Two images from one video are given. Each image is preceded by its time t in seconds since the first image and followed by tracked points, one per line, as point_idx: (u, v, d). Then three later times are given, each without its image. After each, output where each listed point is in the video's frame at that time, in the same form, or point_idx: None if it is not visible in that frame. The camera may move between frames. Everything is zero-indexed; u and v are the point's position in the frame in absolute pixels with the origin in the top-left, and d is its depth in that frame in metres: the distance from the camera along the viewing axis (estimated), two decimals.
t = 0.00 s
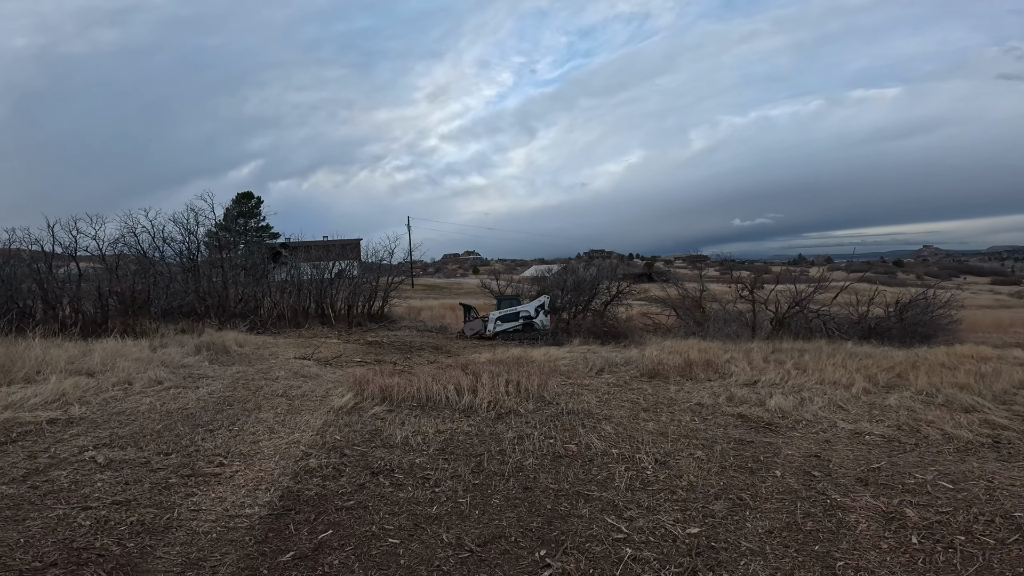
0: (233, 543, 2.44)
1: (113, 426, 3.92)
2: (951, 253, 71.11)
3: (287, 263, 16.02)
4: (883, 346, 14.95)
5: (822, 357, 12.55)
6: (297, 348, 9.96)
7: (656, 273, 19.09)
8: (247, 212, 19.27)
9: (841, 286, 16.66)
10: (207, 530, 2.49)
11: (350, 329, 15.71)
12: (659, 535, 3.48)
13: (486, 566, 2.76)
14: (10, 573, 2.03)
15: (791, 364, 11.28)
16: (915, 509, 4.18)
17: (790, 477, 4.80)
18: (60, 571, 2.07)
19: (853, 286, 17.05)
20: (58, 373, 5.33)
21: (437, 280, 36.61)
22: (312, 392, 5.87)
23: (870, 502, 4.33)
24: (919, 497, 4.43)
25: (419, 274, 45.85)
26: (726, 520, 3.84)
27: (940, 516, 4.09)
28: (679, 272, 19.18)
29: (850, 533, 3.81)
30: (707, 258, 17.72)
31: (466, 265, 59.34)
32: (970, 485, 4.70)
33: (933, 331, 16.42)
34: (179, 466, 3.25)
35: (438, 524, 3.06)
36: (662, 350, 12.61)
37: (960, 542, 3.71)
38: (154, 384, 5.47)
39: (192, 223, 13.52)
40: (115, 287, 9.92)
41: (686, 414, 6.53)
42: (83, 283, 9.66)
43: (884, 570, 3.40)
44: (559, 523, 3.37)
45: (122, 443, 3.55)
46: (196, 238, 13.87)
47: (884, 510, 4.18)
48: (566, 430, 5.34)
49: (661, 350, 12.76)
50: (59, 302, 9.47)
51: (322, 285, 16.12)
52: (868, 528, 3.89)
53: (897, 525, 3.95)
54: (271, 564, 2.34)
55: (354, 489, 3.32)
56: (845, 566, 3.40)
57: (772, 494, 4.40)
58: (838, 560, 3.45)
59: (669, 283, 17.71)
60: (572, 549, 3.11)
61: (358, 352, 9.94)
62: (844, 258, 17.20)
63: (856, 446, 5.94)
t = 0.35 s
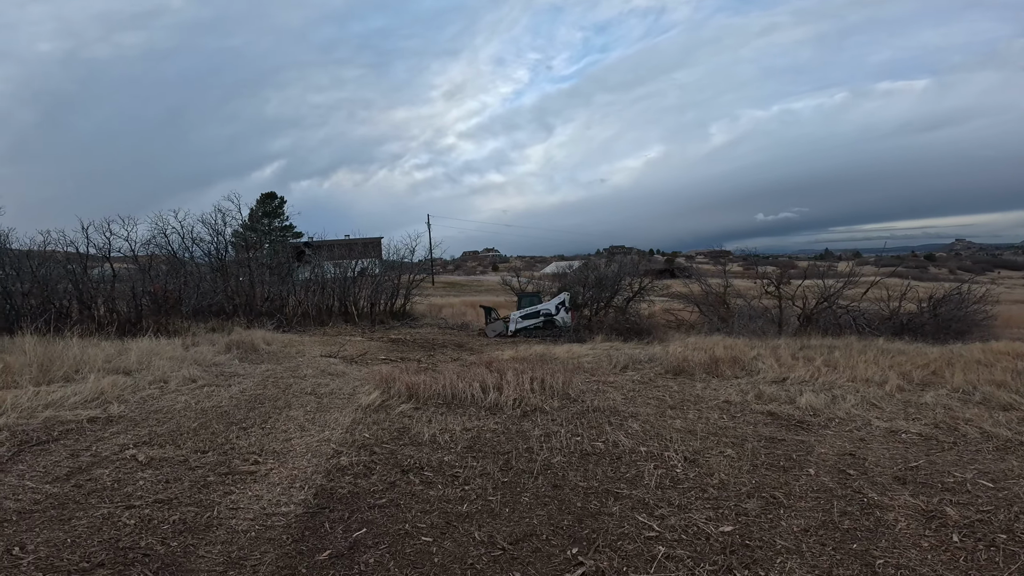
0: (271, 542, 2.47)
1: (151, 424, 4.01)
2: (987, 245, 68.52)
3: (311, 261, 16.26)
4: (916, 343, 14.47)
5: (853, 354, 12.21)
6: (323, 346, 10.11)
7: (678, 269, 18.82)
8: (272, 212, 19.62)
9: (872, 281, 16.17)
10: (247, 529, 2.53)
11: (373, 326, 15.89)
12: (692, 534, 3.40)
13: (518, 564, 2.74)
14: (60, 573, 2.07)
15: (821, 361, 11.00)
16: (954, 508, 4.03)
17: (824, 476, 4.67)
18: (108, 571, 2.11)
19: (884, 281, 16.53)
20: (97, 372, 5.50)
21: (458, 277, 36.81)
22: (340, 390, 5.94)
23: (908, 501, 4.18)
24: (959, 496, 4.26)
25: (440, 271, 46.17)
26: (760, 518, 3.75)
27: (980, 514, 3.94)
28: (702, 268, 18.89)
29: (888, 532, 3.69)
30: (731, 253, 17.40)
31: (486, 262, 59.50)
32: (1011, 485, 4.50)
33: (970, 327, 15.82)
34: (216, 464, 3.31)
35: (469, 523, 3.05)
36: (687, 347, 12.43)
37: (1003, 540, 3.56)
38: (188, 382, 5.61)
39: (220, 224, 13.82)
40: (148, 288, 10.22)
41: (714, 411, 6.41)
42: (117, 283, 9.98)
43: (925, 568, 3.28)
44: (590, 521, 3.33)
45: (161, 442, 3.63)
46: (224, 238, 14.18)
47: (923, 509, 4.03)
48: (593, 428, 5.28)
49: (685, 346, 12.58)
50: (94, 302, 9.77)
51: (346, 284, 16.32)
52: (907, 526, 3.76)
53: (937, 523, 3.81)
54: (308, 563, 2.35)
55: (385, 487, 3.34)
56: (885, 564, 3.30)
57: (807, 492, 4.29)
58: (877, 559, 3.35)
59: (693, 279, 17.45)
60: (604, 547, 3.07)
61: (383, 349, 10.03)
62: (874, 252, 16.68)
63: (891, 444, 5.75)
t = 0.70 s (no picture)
0: (317, 540, 2.44)
1: (192, 419, 4.04)
2: None
3: (338, 257, 16.43)
4: (958, 342, 13.86)
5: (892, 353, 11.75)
6: (352, 340, 10.19)
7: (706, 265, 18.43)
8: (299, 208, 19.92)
9: (910, 278, 15.54)
10: (292, 527, 2.51)
11: (399, 321, 16.00)
12: (741, 533, 3.27)
13: (565, 564, 2.67)
14: (112, 573, 2.05)
15: (859, 360, 10.61)
16: (1015, 508, 3.80)
17: (873, 476, 4.45)
18: (161, 572, 2.09)
19: (923, 278, 15.88)
20: (138, 365, 5.61)
21: (482, 273, 36.90)
22: (371, 384, 5.94)
23: (964, 501, 3.96)
24: (1018, 497, 4.02)
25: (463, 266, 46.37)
26: (810, 518, 3.59)
27: None
28: (731, 264, 18.46)
29: (947, 532, 3.49)
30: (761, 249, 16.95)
31: (508, 257, 59.54)
32: None
33: (1016, 326, 15.07)
34: (257, 460, 3.30)
35: (512, 520, 2.99)
36: (717, 344, 12.15)
37: None
38: (224, 375, 5.70)
39: (250, 220, 14.06)
40: (184, 282, 10.45)
41: (753, 409, 6.20)
42: (155, 276, 10.29)
43: (990, 568, 3.09)
44: (634, 520, 3.23)
45: (202, 436, 3.64)
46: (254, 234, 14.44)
47: (981, 509, 3.81)
48: (628, 425, 5.13)
49: (715, 343, 12.29)
50: (132, 295, 10.02)
51: (372, 279, 16.46)
52: (965, 526, 3.55)
53: (997, 523, 3.59)
54: (355, 563, 2.32)
55: (424, 484, 3.29)
56: (947, 563, 3.13)
57: (857, 492, 4.09)
58: (938, 558, 3.17)
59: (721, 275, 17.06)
60: (652, 546, 2.97)
61: (410, 344, 10.06)
62: (913, 248, 16.03)
63: (941, 445, 5.47)
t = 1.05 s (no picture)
0: (370, 544, 2.40)
1: (235, 416, 4.04)
2: None
3: (366, 252, 16.56)
4: (1007, 343, 13.18)
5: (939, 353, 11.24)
6: (383, 335, 10.24)
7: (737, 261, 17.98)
8: (328, 204, 20.15)
9: (954, 276, 14.85)
10: (344, 530, 2.46)
11: (426, 316, 16.07)
12: (803, 536, 3.11)
13: (623, 567, 2.56)
14: None
15: (904, 360, 10.16)
16: None
17: (935, 478, 4.21)
18: None
19: (968, 276, 15.16)
20: (180, 359, 5.69)
21: (506, 268, 36.87)
22: (407, 381, 5.92)
23: None
24: None
25: (487, 261, 46.42)
26: (873, 520, 3.39)
27: None
28: (763, 260, 17.97)
29: (1021, 534, 3.26)
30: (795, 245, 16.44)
31: (532, 252, 59.40)
32: None
33: None
34: (303, 458, 3.27)
35: (564, 522, 2.89)
36: (752, 342, 11.82)
37: None
38: (263, 370, 5.76)
39: (281, 216, 14.26)
40: (222, 277, 10.46)
41: (798, 410, 5.95)
42: (193, 272, 10.39)
43: None
44: (689, 522, 3.09)
45: (247, 434, 3.63)
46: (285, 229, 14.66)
47: None
48: (671, 424, 4.96)
49: (750, 341, 11.96)
50: (171, 289, 10.20)
51: (400, 274, 16.54)
52: None
53: None
54: (411, 568, 2.27)
55: (470, 484, 3.21)
56: None
57: (918, 494, 3.87)
58: (1014, 559, 2.96)
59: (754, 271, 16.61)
60: (711, 549, 2.84)
61: (440, 339, 10.05)
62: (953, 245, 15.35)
63: (1004, 448, 5.16)
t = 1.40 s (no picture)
0: (419, 547, 2.35)
1: (277, 413, 4.08)
2: None
3: (395, 248, 16.69)
4: None
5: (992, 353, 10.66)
6: (415, 331, 10.29)
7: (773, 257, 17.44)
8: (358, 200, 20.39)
9: (1003, 274, 14.04)
10: (391, 533, 2.42)
11: (455, 312, 16.11)
12: (867, 540, 2.93)
13: (678, 572, 2.45)
14: None
15: (955, 360, 9.65)
16: None
17: (999, 482, 3.94)
18: None
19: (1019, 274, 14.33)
20: (221, 355, 5.80)
21: (533, 264, 36.75)
22: (442, 378, 5.90)
23: None
24: None
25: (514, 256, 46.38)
26: (938, 524, 3.18)
27: None
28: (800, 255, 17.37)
29: None
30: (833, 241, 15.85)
31: (558, 247, 59.10)
32: None
33: None
34: (346, 457, 3.25)
35: (613, 525, 2.79)
36: (791, 340, 11.44)
37: None
38: (301, 367, 5.83)
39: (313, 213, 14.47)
40: (258, 273, 10.64)
41: (847, 411, 5.67)
42: (230, 269, 10.62)
43: None
44: (743, 525, 2.94)
45: (290, 432, 3.65)
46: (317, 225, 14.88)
47: None
48: (714, 424, 4.78)
49: (787, 340, 11.58)
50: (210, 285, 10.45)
51: (429, 270, 16.63)
52: None
53: None
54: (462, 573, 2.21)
55: (515, 485, 3.13)
56: None
57: (983, 497, 3.62)
58: None
59: (790, 267, 16.10)
60: (770, 552, 2.70)
61: (471, 335, 10.04)
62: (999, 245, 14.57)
63: None
